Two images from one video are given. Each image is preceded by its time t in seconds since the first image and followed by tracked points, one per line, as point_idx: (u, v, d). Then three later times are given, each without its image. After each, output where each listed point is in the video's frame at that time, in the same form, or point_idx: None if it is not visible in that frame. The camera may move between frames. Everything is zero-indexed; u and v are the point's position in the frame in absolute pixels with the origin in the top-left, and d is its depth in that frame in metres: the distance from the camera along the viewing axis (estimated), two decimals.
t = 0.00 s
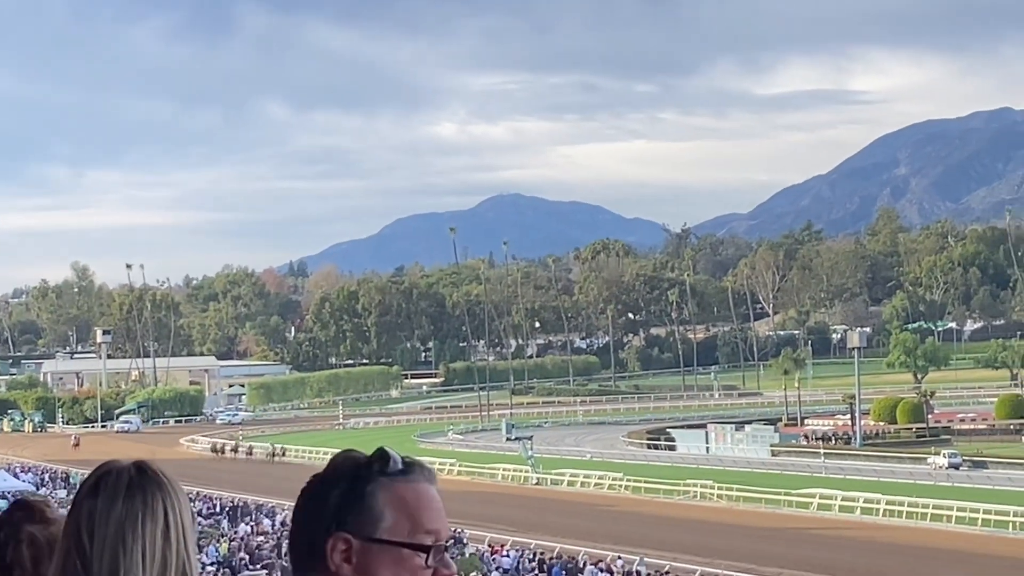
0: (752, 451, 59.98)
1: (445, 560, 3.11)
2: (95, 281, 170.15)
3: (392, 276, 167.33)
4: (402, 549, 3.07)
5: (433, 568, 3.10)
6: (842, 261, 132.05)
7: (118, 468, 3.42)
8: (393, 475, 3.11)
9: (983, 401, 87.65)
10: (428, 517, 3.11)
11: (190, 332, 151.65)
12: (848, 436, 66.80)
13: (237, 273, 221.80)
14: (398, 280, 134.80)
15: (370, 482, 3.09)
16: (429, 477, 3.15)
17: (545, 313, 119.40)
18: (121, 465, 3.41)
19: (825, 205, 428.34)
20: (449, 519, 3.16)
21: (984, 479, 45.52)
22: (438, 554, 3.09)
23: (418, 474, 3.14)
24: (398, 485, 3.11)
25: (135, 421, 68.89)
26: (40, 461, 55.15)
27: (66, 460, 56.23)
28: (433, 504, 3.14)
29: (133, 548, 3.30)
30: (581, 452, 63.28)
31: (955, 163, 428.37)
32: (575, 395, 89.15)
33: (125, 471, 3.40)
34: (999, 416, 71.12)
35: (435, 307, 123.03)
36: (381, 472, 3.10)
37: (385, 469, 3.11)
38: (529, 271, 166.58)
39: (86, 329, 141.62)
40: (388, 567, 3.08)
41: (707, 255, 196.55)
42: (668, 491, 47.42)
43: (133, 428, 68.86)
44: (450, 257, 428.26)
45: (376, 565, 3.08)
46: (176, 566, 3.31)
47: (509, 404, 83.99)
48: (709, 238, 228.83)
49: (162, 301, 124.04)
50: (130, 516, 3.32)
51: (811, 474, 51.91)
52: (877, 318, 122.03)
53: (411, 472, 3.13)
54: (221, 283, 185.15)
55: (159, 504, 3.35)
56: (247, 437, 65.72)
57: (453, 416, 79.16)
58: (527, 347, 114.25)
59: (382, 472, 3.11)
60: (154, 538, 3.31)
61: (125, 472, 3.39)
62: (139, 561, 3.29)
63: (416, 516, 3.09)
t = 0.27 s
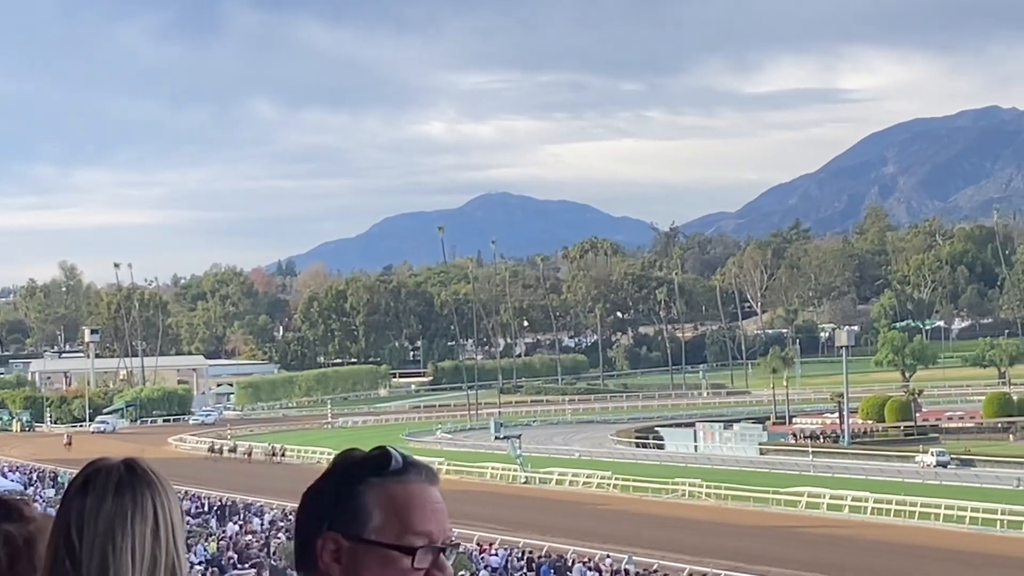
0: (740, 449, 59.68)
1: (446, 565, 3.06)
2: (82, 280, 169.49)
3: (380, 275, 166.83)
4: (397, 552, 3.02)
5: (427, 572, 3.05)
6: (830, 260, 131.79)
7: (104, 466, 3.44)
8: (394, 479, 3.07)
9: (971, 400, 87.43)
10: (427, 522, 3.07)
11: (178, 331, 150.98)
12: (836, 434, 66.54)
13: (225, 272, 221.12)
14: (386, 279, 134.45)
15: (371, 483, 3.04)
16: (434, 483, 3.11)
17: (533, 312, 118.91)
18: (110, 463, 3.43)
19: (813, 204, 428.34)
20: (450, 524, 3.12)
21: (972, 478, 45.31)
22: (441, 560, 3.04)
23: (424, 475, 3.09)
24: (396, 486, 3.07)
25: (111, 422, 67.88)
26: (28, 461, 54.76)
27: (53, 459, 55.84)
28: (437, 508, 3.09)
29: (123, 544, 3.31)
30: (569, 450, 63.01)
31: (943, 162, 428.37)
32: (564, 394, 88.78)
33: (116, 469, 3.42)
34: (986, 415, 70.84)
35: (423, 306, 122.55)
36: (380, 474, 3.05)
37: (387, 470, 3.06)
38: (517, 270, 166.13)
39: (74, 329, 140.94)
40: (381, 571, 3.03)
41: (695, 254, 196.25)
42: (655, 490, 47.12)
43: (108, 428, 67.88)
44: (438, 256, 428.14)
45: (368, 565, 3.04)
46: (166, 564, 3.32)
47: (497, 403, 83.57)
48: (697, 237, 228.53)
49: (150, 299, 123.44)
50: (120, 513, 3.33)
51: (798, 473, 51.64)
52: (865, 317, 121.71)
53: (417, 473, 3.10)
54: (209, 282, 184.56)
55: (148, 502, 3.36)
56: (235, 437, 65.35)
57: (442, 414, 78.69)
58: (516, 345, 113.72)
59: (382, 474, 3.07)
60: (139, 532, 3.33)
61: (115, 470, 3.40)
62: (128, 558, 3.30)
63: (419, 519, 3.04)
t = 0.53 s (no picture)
0: (729, 449, 59.32)
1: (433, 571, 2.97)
2: (69, 280, 168.66)
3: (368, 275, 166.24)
4: (377, 558, 2.92)
5: None
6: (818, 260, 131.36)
7: (97, 464, 3.12)
8: (385, 480, 2.96)
9: (958, 399, 87.17)
10: (414, 528, 2.97)
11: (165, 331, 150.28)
12: (825, 434, 66.22)
13: (213, 271, 220.26)
14: (374, 279, 133.92)
15: (357, 484, 2.94)
16: (428, 487, 3.01)
17: (521, 312, 118.40)
18: (101, 460, 3.12)
19: (800, 204, 428.37)
20: (438, 529, 3.04)
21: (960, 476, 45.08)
22: (426, 563, 2.95)
23: (419, 479, 2.98)
24: (382, 487, 2.96)
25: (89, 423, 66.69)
26: (14, 461, 54.28)
27: (39, 460, 55.36)
28: (428, 515, 3.00)
29: (112, 545, 2.99)
30: (557, 450, 62.62)
31: (930, 162, 428.42)
32: (551, 395, 88.37)
33: (106, 466, 3.12)
34: (975, 414, 70.52)
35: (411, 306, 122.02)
36: (367, 475, 2.95)
37: (377, 472, 2.96)
38: (505, 270, 165.48)
39: (62, 329, 140.23)
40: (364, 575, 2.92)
41: (683, 253, 195.79)
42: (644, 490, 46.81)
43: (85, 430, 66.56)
44: (426, 256, 428.20)
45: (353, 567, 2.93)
46: (154, 562, 3.03)
47: (484, 403, 83.13)
48: (685, 236, 228.11)
49: (138, 299, 122.74)
50: (109, 511, 3.03)
51: (786, 472, 51.32)
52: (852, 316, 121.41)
53: (410, 478, 2.98)
54: (197, 282, 183.80)
55: (139, 500, 3.06)
56: (222, 437, 64.86)
57: (430, 414, 78.22)
58: (503, 346, 113.19)
59: (368, 474, 2.97)
60: (126, 528, 3.02)
61: (105, 467, 3.10)
62: (115, 554, 2.99)
63: (406, 522, 2.95)
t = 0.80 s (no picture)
0: (717, 449, 59.05)
1: (387, 564, 3.00)
2: (58, 281, 167.94)
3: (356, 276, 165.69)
4: (332, 548, 2.98)
5: (351, 572, 2.99)
6: (806, 260, 131.00)
7: (85, 463, 3.16)
8: (339, 478, 3.02)
9: (947, 400, 86.92)
10: (376, 522, 3.01)
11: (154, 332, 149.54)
12: (813, 435, 65.98)
13: (202, 272, 219.48)
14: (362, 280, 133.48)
15: (312, 480, 3.01)
16: (389, 480, 3.05)
17: (510, 313, 117.90)
18: (90, 461, 3.14)
19: (789, 204, 428.34)
20: (400, 523, 3.06)
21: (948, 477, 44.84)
22: (384, 559, 2.98)
23: (377, 472, 3.04)
24: (337, 486, 3.03)
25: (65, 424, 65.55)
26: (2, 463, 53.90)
27: (26, 462, 54.95)
28: (385, 509, 3.04)
29: (104, 543, 3.02)
30: (546, 451, 62.31)
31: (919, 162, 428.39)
32: (540, 395, 88.02)
33: (94, 466, 3.15)
34: (964, 415, 70.24)
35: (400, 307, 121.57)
36: (341, 475, 3.02)
37: (330, 467, 3.03)
38: (494, 271, 164.90)
39: (50, 331, 139.62)
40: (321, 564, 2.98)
41: (672, 253, 195.43)
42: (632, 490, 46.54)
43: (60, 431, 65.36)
44: (415, 257, 428.35)
45: (312, 560, 3.00)
46: (146, 563, 3.05)
47: (472, 404, 82.70)
48: (674, 237, 227.77)
49: (126, 301, 122.16)
50: (101, 514, 3.05)
51: (773, 472, 51.07)
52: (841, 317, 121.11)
53: (364, 474, 3.03)
54: (185, 282, 183.09)
55: (128, 500, 3.08)
56: (211, 438, 64.48)
57: (419, 415, 77.79)
58: (492, 346, 112.66)
59: (328, 471, 3.03)
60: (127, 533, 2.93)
61: (97, 467, 3.13)
62: (106, 556, 3.02)
63: (361, 516, 3.01)
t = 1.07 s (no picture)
0: (707, 450, 58.69)
1: (344, 564, 3.11)
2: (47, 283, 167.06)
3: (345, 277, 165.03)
4: (290, 547, 3.09)
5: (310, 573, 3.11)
6: (796, 260, 130.54)
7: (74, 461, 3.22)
8: (294, 479, 3.14)
9: (936, 400, 86.59)
10: (332, 520, 3.13)
11: (143, 334, 148.85)
12: (803, 435, 65.65)
13: (191, 274, 218.61)
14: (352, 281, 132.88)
15: (271, 485, 3.14)
16: (345, 481, 3.17)
17: (500, 314, 117.28)
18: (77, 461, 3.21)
19: (779, 205, 428.33)
20: (356, 521, 3.17)
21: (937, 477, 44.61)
22: (344, 554, 3.09)
23: (334, 472, 3.16)
24: (293, 488, 3.15)
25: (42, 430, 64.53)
26: None
27: (14, 463, 54.43)
28: (341, 509, 3.15)
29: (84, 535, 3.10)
30: (536, 452, 61.91)
31: (908, 163, 428.39)
32: (531, 396, 87.58)
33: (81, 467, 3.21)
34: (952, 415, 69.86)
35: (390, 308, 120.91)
36: (309, 481, 3.13)
37: (287, 471, 3.15)
38: (483, 271, 164.28)
39: (39, 333, 138.76)
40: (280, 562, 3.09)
41: (661, 254, 194.91)
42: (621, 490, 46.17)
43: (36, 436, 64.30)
44: (405, 258, 428.35)
45: (271, 560, 3.10)
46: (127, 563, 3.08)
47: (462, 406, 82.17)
48: (663, 237, 227.27)
49: (115, 302, 121.38)
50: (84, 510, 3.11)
51: (762, 473, 50.73)
52: (831, 317, 120.68)
53: (319, 473, 3.15)
54: (174, 284, 182.40)
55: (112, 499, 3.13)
56: (200, 440, 64.00)
57: (408, 416, 77.28)
58: (482, 347, 112.01)
59: (286, 474, 3.16)
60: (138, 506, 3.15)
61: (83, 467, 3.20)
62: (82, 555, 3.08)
63: (315, 518, 3.12)
